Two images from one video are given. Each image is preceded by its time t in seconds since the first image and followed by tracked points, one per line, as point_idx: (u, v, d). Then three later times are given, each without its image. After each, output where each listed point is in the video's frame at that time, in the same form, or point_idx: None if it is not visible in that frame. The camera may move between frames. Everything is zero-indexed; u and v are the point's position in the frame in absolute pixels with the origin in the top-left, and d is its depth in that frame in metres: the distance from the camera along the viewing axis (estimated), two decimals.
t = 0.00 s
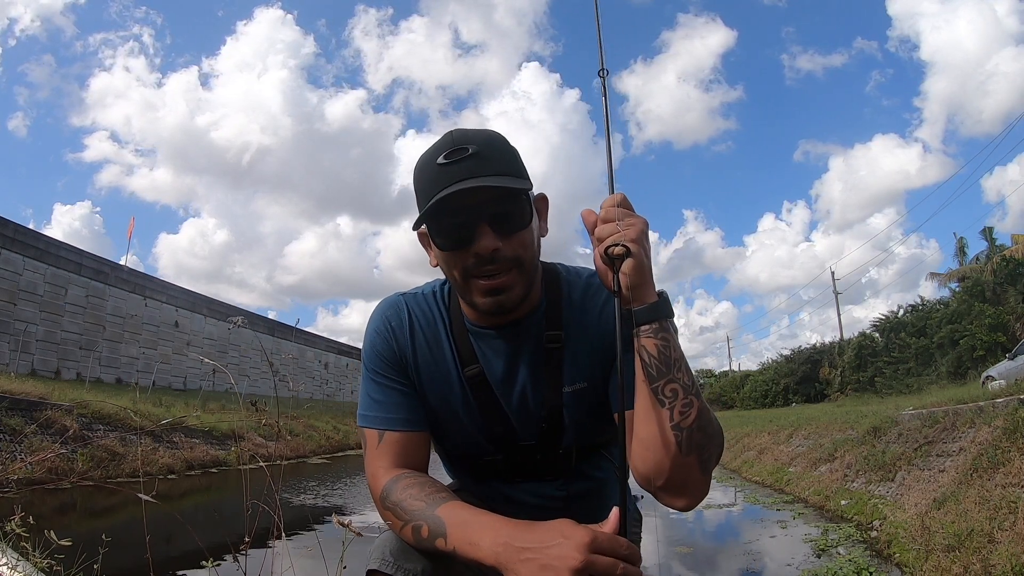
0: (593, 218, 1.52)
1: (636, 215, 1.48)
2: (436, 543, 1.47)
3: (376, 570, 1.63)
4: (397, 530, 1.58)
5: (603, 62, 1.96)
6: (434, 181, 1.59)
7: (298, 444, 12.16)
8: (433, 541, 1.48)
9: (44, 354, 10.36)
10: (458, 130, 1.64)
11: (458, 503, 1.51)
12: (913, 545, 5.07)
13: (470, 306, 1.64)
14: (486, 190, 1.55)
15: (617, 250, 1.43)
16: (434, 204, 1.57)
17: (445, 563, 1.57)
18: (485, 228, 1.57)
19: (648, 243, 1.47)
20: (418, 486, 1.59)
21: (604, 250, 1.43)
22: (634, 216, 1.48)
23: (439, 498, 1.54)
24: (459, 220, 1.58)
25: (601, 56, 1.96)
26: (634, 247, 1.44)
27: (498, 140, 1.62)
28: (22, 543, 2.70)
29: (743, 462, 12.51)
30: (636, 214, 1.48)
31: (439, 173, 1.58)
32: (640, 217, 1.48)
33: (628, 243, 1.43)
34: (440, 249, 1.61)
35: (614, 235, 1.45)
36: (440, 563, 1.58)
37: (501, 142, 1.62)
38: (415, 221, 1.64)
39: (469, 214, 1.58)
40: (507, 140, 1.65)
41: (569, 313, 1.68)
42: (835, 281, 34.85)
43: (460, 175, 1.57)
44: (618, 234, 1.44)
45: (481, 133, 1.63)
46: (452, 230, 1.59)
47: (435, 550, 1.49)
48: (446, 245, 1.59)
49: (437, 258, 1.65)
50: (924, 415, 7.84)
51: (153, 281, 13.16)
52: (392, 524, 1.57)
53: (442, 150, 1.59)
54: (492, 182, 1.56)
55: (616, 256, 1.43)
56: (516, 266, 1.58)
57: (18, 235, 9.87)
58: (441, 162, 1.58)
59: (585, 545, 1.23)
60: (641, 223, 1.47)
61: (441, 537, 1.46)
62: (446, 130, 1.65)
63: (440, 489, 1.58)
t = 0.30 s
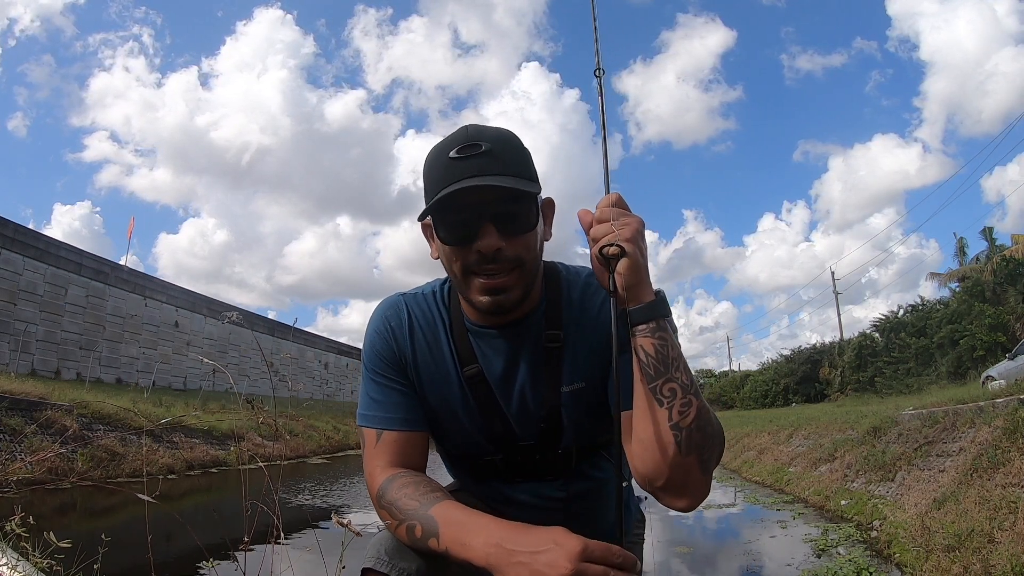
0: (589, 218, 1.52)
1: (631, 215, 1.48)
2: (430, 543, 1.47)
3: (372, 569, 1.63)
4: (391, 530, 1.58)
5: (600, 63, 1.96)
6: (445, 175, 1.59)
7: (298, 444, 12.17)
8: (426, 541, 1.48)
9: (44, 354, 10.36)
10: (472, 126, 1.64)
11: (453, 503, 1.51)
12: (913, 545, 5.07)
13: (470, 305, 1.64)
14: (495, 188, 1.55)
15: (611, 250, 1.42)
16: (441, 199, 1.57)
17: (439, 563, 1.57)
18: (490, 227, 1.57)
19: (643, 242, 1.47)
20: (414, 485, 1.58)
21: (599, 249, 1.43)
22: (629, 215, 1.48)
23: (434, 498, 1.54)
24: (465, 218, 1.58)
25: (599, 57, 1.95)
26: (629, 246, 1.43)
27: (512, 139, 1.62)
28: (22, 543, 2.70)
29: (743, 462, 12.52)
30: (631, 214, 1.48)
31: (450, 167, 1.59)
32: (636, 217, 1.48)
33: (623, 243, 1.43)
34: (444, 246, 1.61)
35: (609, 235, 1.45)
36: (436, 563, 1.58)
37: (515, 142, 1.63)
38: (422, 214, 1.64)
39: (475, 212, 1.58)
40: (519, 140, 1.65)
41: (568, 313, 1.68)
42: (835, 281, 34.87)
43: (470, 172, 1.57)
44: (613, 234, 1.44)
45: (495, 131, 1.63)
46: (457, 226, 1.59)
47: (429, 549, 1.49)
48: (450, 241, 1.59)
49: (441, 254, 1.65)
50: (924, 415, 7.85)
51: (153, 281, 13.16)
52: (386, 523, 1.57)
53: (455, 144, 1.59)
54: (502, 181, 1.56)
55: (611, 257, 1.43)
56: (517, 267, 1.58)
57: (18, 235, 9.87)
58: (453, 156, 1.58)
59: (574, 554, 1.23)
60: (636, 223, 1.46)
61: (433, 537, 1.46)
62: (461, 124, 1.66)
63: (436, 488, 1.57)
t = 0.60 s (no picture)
0: (598, 214, 1.52)
1: (640, 212, 1.48)
2: (417, 542, 1.47)
3: (370, 568, 1.63)
4: (385, 530, 1.58)
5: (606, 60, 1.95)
6: (453, 173, 1.60)
7: (299, 444, 12.17)
8: (415, 541, 1.48)
9: (44, 354, 10.35)
10: (484, 125, 1.65)
11: (439, 501, 1.50)
12: (913, 545, 5.07)
13: (468, 307, 1.64)
14: (498, 192, 1.55)
15: (621, 247, 1.42)
16: (446, 197, 1.57)
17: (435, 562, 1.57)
18: (491, 229, 1.57)
19: (652, 240, 1.47)
20: (405, 485, 1.58)
21: (609, 246, 1.43)
22: (639, 213, 1.48)
23: (423, 496, 1.53)
24: (467, 218, 1.58)
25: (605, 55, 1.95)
26: (639, 244, 1.43)
27: (521, 142, 1.62)
28: (22, 543, 2.70)
29: (742, 462, 12.53)
30: (640, 211, 1.48)
31: (459, 165, 1.59)
32: (644, 214, 1.48)
33: (632, 241, 1.43)
34: (445, 245, 1.61)
35: (619, 232, 1.45)
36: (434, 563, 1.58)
37: (524, 145, 1.63)
38: (427, 210, 1.64)
39: (476, 213, 1.58)
40: (527, 142, 1.66)
41: (566, 312, 1.68)
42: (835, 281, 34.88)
43: (476, 173, 1.58)
44: (623, 232, 1.44)
45: (506, 132, 1.63)
46: (460, 227, 1.59)
47: (420, 549, 1.49)
48: (451, 241, 1.59)
49: (443, 254, 1.65)
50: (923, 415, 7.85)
51: (153, 281, 13.15)
52: (380, 522, 1.57)
53: (464, 143, 1.59)
54: (506, 184, 1.56)
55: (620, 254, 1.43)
56: (515, 271, 1.58)
57: (18, 235, 9.87)
58: (462, 155, 1.58)
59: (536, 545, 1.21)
60: (646, 221, 1.46)
61: (421, 537, 1.46)
62: (473, 123, 1.66)
63: (428, 488, 1.57)
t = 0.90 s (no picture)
0: (630, 189, 1.51)
1: (673, 186, 1.47)
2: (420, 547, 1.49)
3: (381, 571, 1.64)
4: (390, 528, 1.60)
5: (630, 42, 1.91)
6: (425, 182, 1.60)
7: (298, 444, 12.17)
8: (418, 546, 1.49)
9: (44, 354, 10.33)
10: (433, 131, 1.65)
11: (435, 503, 1.46)
12: (912, 545, 5.08)
13: (480, 294, 1.64)
14: (474, 178, 1.55)
15: (656, 227, 1.41)
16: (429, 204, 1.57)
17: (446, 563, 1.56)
18: (485, 215, 1.57)
19: (684, 214, 1.46)
20: (406, 486, 1.57)
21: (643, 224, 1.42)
22: (672, 187, 1.47)
23: (420, 498, 1.51)
24: (456, 215, 1.58)
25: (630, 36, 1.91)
26: (672, 220, 1.42)
27: (474, 129, 1.62)
28: (23, 543, 2.69)
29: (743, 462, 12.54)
30: (673, 186, 1.47)
31: (427, 173, 1.59)
32: (677, 188, 1.46)
33: (667, 219, 1.41)
34: (444, 250, 1.61)
35: (653, 209, 1.43)
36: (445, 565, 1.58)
37: (478, 131, 1.63)
38: (415, 228, 1.64)
39: (465, 206, 1.58)
40: (480, 128, 1.65)
41: (583, 294, 1.67)
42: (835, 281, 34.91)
43: (445, 171, 1.57)
44: (656, 208, 1.43)
45: (456, 126, 1.63)
46: (451, 225, 1.58)
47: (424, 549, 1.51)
48: (448, 242, 1.59)
49: (444, 258, 1.65)
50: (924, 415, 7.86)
51: (152, 281, 13.13)
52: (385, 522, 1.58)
53: (425, 151, 1.60)
54: (479, 168, 1.56)
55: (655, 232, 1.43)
56: (523, 246, 1.58)
57: (18, 235, 9.85)
58: (427, 163, 1.59)
59: (531, 508, 1.05)
60: (679, 195, 1.45)
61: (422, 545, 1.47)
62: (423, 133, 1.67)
63: (427, 487, 1.56)
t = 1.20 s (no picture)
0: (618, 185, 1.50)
1: (660, 181, 1.46)
2: (415, 556, 1.50)
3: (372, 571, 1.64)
4: (386, 533, 1.60)
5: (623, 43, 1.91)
6: (423, 183, 1.60)
7: (298, 444, 12.17)
8: (413, 553, 1.50)
9: (44, 354, 10.32)
10: (437, 129, 1.65)
11: (432, 515, 1.49)
12: (912, 545, 5.08)
13: (473, 302, 1.63)
14: (472, 185, 1.55)
15: (640, 222, 1.41)
16: (424, 207, 1.57)
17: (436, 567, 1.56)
18: (479, 225, 1.56)
19: (671, 209, 1.45)
20: (401, 488, 1.58)
21: (628, 219, 1.42)
22: (658, 182, 1.46)
23: (416, 504, 1.53)
24: (451, 221, 1.57)
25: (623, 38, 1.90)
26: (657, 216, 1.41)
27: (479, 132, 1.62)
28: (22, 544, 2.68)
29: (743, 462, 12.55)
30: (660, 180, 1.46)
31: (425, 174, 1.59)
32: (664, 183, 1.45)
33: (651, 215, 1.41)
34: (437, 255, 1.61)
35: (638, 205, 1.43)
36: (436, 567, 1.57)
37: (483, 135, 1.62)
38: (409, 229, 1.65)
39: (460, 213, 1.57)
40: (485, 132, 1.65)
41: (576, 298, 1.67)
42: (835, 281, 34.93)
43: (445, 174, 1.57)
44: (642, 205, 1.42)
45: (460, 128, 1.63)
46: (445, 231, 1.58)
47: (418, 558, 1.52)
48: (441, 248, 1.59)
49: (438, 261, 1.65)
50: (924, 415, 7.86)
51: (152, 282, 13.13)
52: (380, 525, 1.59)
53: (424, 151, 1.60)
54: (478, 176, 1.56)
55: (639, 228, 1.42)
56: (515, 258, 1.57)
57: (18, 235, 9.85)
58: (426, 163, 1.59)
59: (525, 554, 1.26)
60: (665, 191, 1.44)
61: (416, 553, 1.48)
62: (427, 131, 1.67)
63: (423, 492, 1.57)
